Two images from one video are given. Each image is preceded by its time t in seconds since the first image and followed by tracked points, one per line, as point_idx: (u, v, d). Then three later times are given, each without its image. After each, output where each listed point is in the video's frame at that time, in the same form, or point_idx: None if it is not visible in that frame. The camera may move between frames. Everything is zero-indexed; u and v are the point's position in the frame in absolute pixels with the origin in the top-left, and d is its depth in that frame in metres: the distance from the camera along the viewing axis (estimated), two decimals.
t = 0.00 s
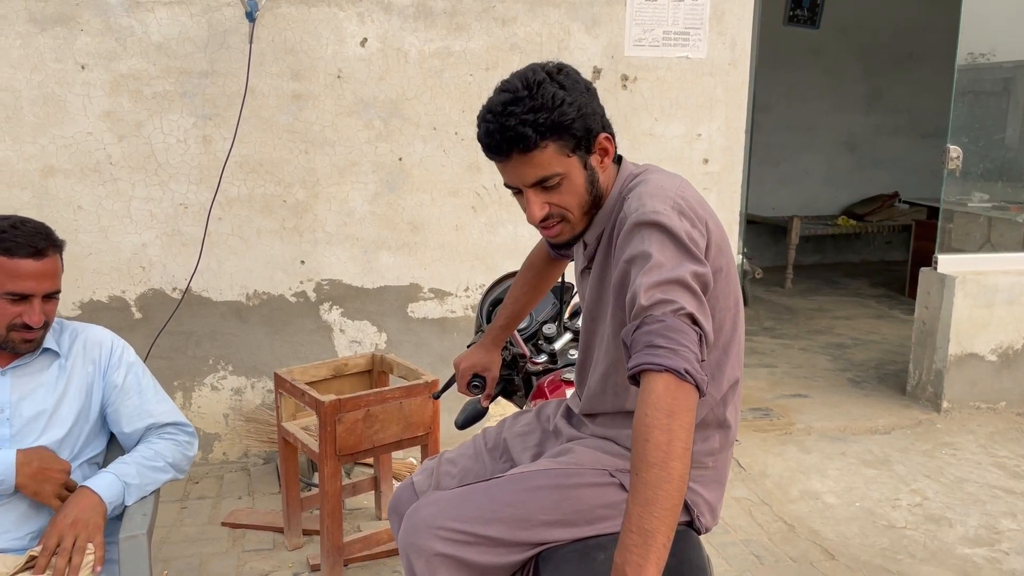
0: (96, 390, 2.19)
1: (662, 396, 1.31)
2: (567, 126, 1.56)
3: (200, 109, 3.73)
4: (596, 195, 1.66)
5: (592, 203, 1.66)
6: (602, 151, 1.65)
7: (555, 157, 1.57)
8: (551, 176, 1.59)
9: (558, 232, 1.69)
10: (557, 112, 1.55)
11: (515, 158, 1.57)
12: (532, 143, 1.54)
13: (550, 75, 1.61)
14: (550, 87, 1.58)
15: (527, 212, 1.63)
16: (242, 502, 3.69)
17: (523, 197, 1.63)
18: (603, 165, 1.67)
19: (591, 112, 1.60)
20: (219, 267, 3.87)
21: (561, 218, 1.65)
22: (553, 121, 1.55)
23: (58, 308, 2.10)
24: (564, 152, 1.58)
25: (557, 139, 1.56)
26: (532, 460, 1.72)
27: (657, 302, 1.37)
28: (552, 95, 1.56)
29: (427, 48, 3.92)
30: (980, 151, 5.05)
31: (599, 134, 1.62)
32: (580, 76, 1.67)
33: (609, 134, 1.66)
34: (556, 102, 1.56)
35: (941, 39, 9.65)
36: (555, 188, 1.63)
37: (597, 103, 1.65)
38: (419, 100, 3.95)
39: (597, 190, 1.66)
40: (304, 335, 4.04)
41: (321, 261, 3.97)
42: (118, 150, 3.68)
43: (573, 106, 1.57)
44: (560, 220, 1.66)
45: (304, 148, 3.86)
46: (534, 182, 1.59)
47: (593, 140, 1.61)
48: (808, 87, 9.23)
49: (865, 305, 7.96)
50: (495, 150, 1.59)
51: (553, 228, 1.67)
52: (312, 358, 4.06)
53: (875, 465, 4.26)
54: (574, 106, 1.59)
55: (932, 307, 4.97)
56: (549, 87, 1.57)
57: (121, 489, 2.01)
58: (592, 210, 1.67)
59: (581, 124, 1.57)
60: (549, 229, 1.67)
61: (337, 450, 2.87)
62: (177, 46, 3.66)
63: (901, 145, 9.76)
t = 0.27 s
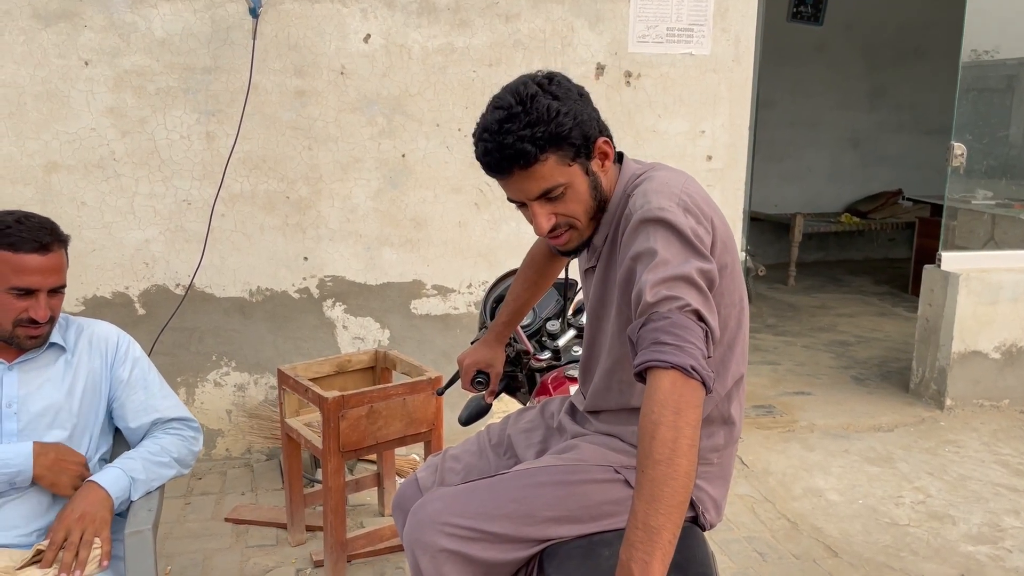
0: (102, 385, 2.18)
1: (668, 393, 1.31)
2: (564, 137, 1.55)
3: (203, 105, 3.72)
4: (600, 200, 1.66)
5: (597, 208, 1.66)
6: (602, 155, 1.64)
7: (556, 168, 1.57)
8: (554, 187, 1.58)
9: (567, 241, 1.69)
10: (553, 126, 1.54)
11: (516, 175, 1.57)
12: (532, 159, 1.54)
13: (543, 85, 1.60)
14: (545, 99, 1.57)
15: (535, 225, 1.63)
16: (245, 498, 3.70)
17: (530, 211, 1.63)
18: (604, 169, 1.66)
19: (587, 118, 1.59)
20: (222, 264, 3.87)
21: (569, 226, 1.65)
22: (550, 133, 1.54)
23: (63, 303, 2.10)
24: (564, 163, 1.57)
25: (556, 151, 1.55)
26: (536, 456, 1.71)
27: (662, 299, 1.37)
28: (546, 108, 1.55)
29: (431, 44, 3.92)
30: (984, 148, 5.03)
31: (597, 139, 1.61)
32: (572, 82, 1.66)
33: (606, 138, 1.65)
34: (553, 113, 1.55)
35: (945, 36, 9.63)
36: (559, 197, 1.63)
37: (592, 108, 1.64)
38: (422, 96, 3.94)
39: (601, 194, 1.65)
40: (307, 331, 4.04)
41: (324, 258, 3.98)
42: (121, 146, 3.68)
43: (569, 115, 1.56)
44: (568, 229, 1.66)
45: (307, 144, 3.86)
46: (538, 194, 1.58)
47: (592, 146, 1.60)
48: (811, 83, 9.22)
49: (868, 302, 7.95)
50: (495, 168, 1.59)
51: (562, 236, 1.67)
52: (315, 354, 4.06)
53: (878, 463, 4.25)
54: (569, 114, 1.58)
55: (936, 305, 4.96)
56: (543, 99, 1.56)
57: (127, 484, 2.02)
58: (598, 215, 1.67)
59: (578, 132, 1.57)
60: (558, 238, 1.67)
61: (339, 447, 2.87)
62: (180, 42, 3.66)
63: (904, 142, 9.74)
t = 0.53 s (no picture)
0: (106, 378, 2.18)
1: (674, 387, 1.30)
2: (578, 106, 1.56)
3: (207, 100, 3.72)
4: (605, 185, 1.65)
5: (600, 192, 1.65)
6: (611, 138, 1.65)
7: (566, 137, 1.56)
8: (562, 156, 1.57)
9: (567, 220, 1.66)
10: (568, 92, 1.55)
11: (526, 137, 1.56)
12: (544, 120, 1.54)
13: (560, 61, 1.62)
14: (562, 69, 1.58)
15: (537, 197, 1.61)
16: (248, 493, 3.70)
17: (533, 181, 1.60)
18: (611, 153, 1.67)
19: (602, 96, 1.60)
20: (226, 259, 3.87)
21: (571, 203, 1.63)
22: (565, 98, 1.54)
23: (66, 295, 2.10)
24: (574, 133, 1.57)
25: (568, 118, 1.55)
26: (541, 451, 1.71)
27: (668, 293, 1.36)
28: (563, 77, 1.56)
29: (435, 40, 3.91)
30: (989, 145, 5.02)
31: (609, 119, 1.62)
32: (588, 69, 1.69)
33: (616, 123, 1.66)
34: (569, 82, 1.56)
35: (949, 33, 9.60)
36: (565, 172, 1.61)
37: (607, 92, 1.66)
38: (426, 91, 3.94)
39: (606, 177, 1.65)
40: (310, 327, 4.04)
41: (327, 253, 3.97)
42: (125, 140, 3.68)
43: (584, 88, 1.57)
44: (570, 205, 1.63)
45: (311, 140, 3.86)
46: (544, 162, 1.57)
47: (604, 124, 1.61)
48: (815, 80, 9.19)
49: (871, 299, 7.94)
50: (504, 131, 1.58)
51: (562, 214, 1.64)
52: (318, 350, 4.06)
53: (882, 459, 4.25)
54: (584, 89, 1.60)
55: (940, 302, 4.95)
56: (559, 70, 1.58)
57: (131, 478, 2.02)
58: (602, 198, 1.66)
59: (592, 106, 1.58)
60: (558, 215, 1.64)
61: (343, 442, 2.87)
62: (184, 37, 3.65)
63: (908, 139, 9.72)
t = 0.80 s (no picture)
0: (110, 372, 2.18)
1: (674, 381, 1.30)
2: (613, 64, 1.62)
3: (212, 95, 3.72)
4: (618, 156, 1.67)
5: (612, 161, 1.66)
6: (632, 115, 1.70)
7: (595, 88, 1.60)
8: (587, 105, 1.60)
9: (575, 177, 1.65)
10: (608, 48, 1.61)
11: (558, 75, 1.60)
12: (580, 62, 1.59)
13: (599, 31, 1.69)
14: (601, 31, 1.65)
15: (553, 139, 1.61)
16: (252, 488, 3.70)
17: (552, 122, 1.61)
18: (628, 130, 1.71)
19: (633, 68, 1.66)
20: (230, 254, 3.87)
21: (584, 156, 1.63)
22: (601, 49, 1.60)
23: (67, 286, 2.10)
24: (604, 88, 1.61)
25: (601, 70, 1.61)
26: (545, 447, 1.70)
27: (669, 285, 1.35)
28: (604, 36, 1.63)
29: (440, 35, 3.90)
30: (995, 142, 5.00)
31: (635, 91, 1.67)
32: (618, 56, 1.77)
33: (639, 104, 1.72)
34: (607, 39, 1.62)
35: (955, 29, 9.57)
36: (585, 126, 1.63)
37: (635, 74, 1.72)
38: (431, 86, 3.93)
39: (621, 149, 1.67)
40: (315, 322, 4.04)
41: (332, 249, 3.97)
42: (130, 135, 3.67)
43: (620, 52, 1.64)
44: (582, 160, 1.63)
45: (315, 135, 3.85)
46: (570, 105, 1.60)
47: (629, 93, 1.66)
48: (820, 76, 9.17)
49: (876, 296, 7.92)
50: (539, 67, 1.62)
51: (572, 166, 1.64)
52: (322, 345, 4.06)
53: (886, 457, 4.24)
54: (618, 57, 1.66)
55: (945, 300, 4.93)
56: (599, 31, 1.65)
57: (136, 473, 2.01)
58: (613, 165, 1.67)
59: (625, 70, 1.64)
60: (568, 167, 1.63)
61: (348, 437, 2.87)
62: (188, 31, 3.65)
63: (913, 136, 9.68)
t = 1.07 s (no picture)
0: (114, 369, 2.18)
1: (681, 381, 1.29)
2: (623, 65, 1.61)
3: (218, 92, 3.72)
4: (627, 157, 1.66)
5: (622, 162, 1.65)
6: (642, 117, 1.69)
7: (605, 89, 1.60)
8: (597, 106, 1.60)
9: (585, 178, 1.65)
10: (619, 49, 1.61)
11: (569, 76, 1.59)
12: (591, 63, 1.58)
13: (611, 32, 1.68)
14: (613, 33, 1.65)
15: (563, 140, 1.60)
16: (258, 485, 3.71)
17: (562, 123, 1.61)
18: (639, 131, 1.70)
19: (644, 70, 1.66)
20: (237, 251, 3.87)
21: (593, 157, 1.62)
22: (612, 50, 1.60)
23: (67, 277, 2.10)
24: (615, 88, 1.60)
25: (612, 71, 1.60)
26: (554, 446, 1.69)
27: (677, 284, 1.35)
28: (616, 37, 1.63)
29: (446, 32, 3.89)
30: (1003, 141, 4.97)
31: (646, 93, 1.67)
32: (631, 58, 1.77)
33: (649, 105, 1.71)
34: (618, 40, 1.62)
35: (962, 28, 9.53)
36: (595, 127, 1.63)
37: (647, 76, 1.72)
38: (437, 84, 3.93)
39: (632, 150, 1.67)
40: (321, 320, 4.05)
41: (338, 246, 3.97)
42: (136, 132, 3.68)
43: (631, 54, 1.63)
44: (592, 161, 1.63)
45: (322, 132, 3.85)
46: (581, 106, 1.59)
47: (641, 94, 1.66)
48: (827, 75, 9.14)
49: (882, 296, 7.90)
50: (550, 68, 1.61)
51: (582, 167, 1.63)
52: (328, 343, 4.07)
53: (893, 457, 4.23)
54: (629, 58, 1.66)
55: (952, 299, 4.91)
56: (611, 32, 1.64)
57: (142, 472, 2.01)
58: (622, 167, 1.66)
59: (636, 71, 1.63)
60: (578, 168, 1.63)
61: (354, 435, 2.88)
62: (195, 28, 3.65)
63: (920, 135, 9.65)
